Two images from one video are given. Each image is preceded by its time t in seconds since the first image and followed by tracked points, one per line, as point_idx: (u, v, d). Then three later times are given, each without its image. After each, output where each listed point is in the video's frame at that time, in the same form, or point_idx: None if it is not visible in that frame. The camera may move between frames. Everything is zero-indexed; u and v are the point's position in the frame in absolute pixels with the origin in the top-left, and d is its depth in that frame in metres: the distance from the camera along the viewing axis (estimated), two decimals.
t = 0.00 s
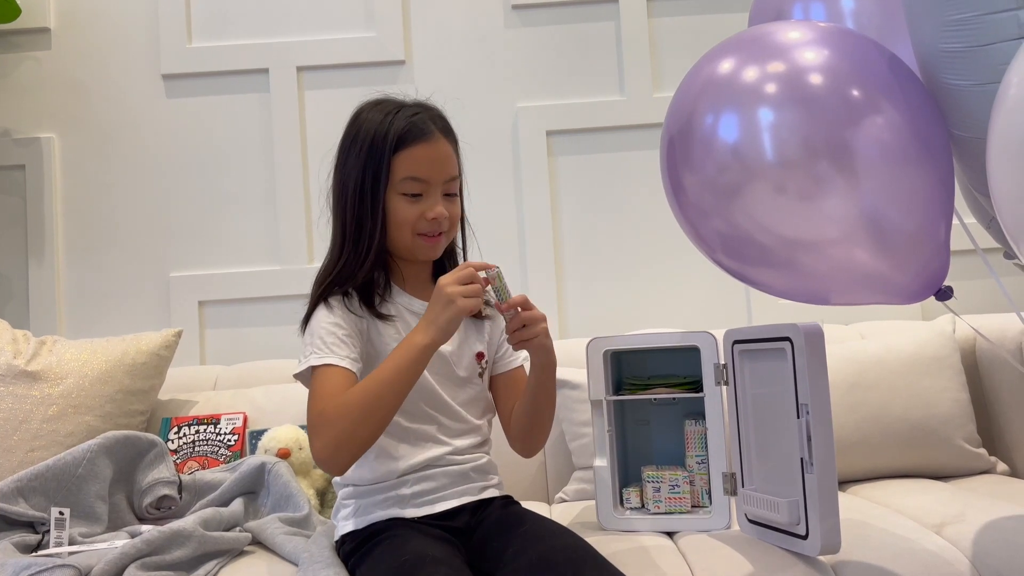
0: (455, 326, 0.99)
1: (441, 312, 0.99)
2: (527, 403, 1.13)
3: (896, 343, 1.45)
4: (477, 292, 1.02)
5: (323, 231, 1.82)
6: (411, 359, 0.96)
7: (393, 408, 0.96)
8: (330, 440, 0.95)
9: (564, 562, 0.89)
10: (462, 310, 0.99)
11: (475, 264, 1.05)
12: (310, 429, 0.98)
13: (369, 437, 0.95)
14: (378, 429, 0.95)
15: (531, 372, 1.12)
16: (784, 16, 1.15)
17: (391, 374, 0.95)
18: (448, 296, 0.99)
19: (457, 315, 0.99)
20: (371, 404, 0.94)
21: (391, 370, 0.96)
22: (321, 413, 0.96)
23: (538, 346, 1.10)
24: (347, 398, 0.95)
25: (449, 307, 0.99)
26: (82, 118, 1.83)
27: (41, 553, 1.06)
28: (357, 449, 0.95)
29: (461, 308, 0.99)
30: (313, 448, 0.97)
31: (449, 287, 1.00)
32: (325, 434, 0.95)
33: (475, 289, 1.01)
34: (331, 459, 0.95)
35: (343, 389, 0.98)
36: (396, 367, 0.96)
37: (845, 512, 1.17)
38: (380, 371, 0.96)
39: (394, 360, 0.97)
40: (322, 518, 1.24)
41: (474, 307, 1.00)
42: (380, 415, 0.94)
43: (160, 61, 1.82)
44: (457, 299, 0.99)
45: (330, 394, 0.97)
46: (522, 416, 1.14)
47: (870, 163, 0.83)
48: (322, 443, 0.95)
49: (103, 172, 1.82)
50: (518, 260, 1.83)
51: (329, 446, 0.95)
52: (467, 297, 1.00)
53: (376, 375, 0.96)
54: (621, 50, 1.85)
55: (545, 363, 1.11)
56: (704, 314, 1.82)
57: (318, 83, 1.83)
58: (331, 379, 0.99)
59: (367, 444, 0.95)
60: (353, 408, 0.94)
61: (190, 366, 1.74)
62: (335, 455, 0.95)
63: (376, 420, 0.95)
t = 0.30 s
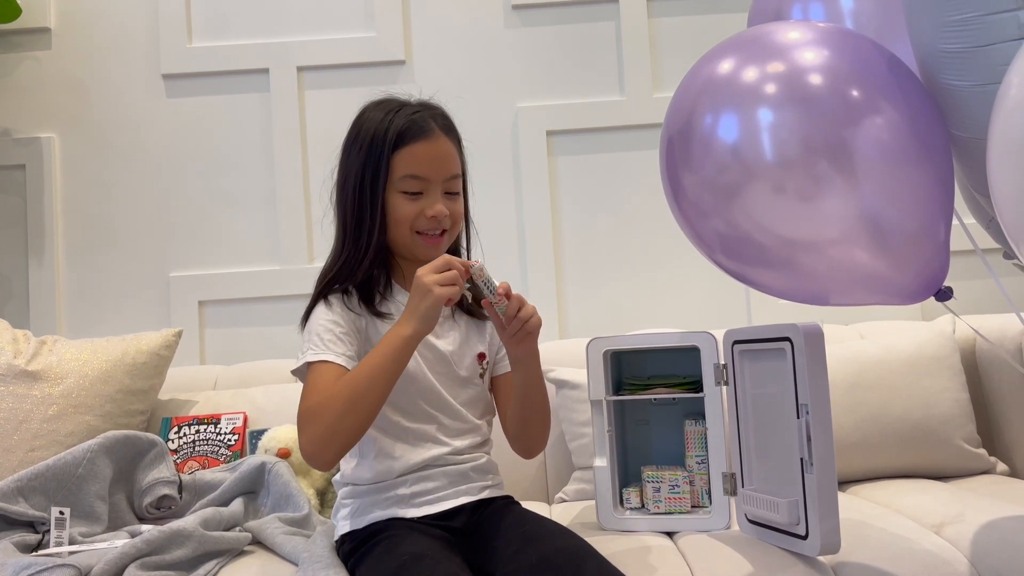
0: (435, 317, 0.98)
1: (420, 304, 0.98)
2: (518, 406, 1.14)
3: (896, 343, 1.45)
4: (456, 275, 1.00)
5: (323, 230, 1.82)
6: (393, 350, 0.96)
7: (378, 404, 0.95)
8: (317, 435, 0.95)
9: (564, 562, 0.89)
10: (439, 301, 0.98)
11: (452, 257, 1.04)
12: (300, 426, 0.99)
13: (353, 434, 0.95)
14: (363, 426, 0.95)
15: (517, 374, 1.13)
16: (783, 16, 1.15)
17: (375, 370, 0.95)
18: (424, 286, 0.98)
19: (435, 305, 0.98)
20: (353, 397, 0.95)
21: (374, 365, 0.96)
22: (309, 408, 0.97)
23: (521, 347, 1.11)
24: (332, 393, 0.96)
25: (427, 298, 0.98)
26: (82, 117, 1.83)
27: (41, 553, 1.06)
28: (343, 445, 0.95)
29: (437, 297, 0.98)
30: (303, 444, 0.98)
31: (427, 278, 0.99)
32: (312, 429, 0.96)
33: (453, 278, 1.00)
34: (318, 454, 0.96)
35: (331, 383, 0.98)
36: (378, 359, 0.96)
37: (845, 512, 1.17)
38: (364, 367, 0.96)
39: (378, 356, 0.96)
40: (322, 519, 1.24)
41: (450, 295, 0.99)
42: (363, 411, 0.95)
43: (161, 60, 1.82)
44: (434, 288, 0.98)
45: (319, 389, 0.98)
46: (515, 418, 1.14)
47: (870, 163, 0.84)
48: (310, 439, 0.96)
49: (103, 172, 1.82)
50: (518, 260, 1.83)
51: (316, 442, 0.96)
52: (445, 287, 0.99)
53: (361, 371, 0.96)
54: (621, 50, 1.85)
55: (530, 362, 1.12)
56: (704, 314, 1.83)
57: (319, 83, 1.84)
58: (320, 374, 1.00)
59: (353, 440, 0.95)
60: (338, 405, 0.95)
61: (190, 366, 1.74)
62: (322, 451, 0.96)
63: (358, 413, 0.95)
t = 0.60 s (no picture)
0: (433, 314, 0.98)
1: (419, 300, 0.98)
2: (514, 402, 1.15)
3: (896, 344, 1.45)
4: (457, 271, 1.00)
5: (323, 230, 1.83)
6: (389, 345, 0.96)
7: (374, 398, 0.95)
8: (311, 426, 0.96)
9: (564, 563, 0.89)
10: (438, 298, 0.97)
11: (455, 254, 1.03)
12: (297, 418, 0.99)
13: (349, 426, 0.95)
14: (359, 419, 0.95)
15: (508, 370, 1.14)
16: (783, 17, 1.16)
17: (373, 360, 0.96)
18: (426, 282, 0.98)
19: (434, 303, 0.98)
20: (349, 389, 0.95)
21: (371, 360, 0.96)
22: (306, 400, 0.98)
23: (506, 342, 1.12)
24: (329, 385, 0.96)
25: (426, 295, 0.98)
26: (83, 117, 1.83)
27: (42, 553, 1.06)
28: (337, 438, 0.95)
29: (438, 295, 0.98)
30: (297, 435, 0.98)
31: (428, 274, 0.99)
32: (307, 420, 0.96)
33: (454, 276, 0.99)
34: (311, 448, 0.96)
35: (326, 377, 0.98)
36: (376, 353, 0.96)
37: (845, 512, 1.17)
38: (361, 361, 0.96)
39: (375, 350, 0.96)
40: (322, 519, 1.24)
41: (451, 293, 0.98)
42: (360, 404, 0.95)
43: (161, 61, 1.82)
44: (434, 285, 0.98)
45: (315, 382, 0.98)
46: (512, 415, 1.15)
47: (870, 163, 0.84)
48: (303, 431, 0.96)
49: (103, 172, 1.82)
50: (519, 260, 1.83)
51: (309, 434, 0.96)
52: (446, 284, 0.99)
53: (358, 364, 0.96)
54: (621, 50, 1.85)
55: (518, 359, 1.13)
56: (704, 314, 1.83)
57: (319, 83, 1.84)
58: (316, 368, 1.00)
59: (347, 433, 0.95)
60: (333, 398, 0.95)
61: (190, 366, 1.74)
62: (316, 444, 0.96)
63: (353, 406, 0.95)
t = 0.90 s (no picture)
0: (451, 321, 0.99)
1: (434, 308, 0.99)
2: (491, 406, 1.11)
3: (897, 344, 1.45)
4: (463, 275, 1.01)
5: (324, 231, 1.83)
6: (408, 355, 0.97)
7: (395, 407, 0.96)
8: (333, 437, 0.95)
9: (565, 563, 0.89)
10: (452, 303, 0.99)
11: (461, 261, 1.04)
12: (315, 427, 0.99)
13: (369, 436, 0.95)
14: (379, 429, 0.95)
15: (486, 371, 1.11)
16: (783, 17, 1.16)
17: (392, 370, 0.96)
18: (437, 289, 0.99)
19: (449, 308, 0.98)
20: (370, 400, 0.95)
21: (391, 370, 0.96)
22: (325, 410, 0.97)
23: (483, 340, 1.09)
24: (349, 396, 0.96)
25: (440, 301, 0.99)
26: (84, 118, 1.83)
27: (43, 554, 1.06)
28: (359, 448, 0.95)
29: (449, 299, 0.99)
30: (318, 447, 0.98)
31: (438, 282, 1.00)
32: (328, 431, 0.96)
33: (463, 278, 1.01)
34: (332, 459, 0.96)
35: (347, 387, 0.99)
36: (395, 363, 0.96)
37: (845, 513, 1.17)
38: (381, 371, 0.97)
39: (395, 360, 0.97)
40: (324, 519, 1.24)
41: (462, 296, 1.00)
42: (380, 414, 0.95)
43: (162, 61, 1.83)
44: (445, 291, 0.99)
45: (333, 392, 0.98)
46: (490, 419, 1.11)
47: (870, 164, 0.84)
48: (324, 442, 0.96)
49: (104, 172, 1.83)
50: (519, 261, 1.83)
51: (330, 445, 0.96)
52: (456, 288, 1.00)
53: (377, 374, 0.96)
54: (621, 51, 1.86)
55: (497, 359, 1.09)
56: (704, 315, 1.83)
57: (320, 84, 1.84)
58: (335, 376, 1.00)
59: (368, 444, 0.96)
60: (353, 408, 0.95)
61: (191, 366, 1.75)
62: (337, 454, 0.96)
63: (375, 417, 0.95)
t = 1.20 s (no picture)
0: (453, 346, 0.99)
1: (439, 330, 0.99)
2: (499, 408, 1.13)
3: (897, 345, 1.45)
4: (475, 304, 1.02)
5: (324, 232, 1.83)
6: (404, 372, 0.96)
7: (385, 419, 0.96)
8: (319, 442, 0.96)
9: (565, 565, 0.89)
10: (460, 330, 0.98)
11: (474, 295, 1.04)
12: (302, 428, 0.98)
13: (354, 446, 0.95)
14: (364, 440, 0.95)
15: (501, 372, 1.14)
16: (782, 18, 1.16)
17: (387, 381, 0.96)
18: (446, 314, 0.99)
19: (455, 334, 0.98)
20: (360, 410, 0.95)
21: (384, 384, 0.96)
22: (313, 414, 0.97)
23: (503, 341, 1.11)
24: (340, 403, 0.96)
25: (448, 326, 0.99)
26: (84, 119, 1.83)
27: (43, 555, 1.06)
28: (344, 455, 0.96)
29: (455, 326, 0.98)
30: (302, 447, 0.97)
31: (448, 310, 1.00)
32: (314, 435, 0.96)
33: (475, 312, 1.01)
34: (315, 463, 0.96)
35: (340, 395, 0.99)
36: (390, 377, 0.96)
37: (846, 514, 1.17)
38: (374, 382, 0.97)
39: (391, 373, 0.97)
40: (324, 520, 1.24)
41: (469, 327, 0.99)
42: (368, 425, 0.95)
43: (162, 62, 1.83)
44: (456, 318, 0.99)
45: (325, 397, 0.98)
46: (496, 421, 1.13)
47: (870, 165, 0.84)
48: (308, 445, 0.96)
49: (105, 174, 1.83)
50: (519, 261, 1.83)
51: (316, 448, 0.96)
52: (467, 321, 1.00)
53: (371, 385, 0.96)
54: (622, 52, 1.86)
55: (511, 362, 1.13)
56: (705, 316, 1.83)
57: (320, 85, 1.84)
58: (327, 382, 1.00)
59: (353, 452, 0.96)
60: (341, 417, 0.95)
61: (191, 367, 1.75)
62: (321, 459, 0.96)
63: (364, 427, 0.95)
